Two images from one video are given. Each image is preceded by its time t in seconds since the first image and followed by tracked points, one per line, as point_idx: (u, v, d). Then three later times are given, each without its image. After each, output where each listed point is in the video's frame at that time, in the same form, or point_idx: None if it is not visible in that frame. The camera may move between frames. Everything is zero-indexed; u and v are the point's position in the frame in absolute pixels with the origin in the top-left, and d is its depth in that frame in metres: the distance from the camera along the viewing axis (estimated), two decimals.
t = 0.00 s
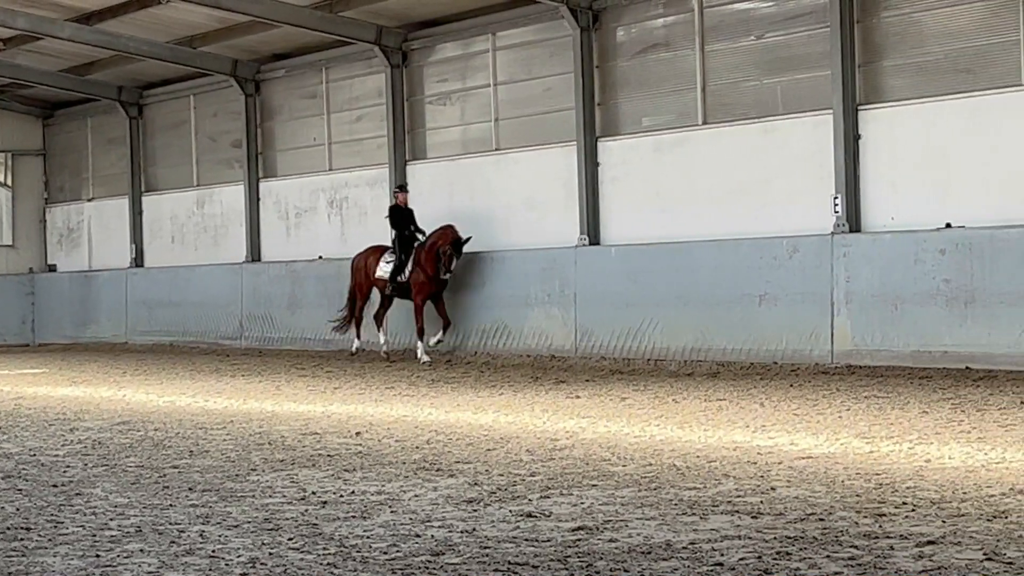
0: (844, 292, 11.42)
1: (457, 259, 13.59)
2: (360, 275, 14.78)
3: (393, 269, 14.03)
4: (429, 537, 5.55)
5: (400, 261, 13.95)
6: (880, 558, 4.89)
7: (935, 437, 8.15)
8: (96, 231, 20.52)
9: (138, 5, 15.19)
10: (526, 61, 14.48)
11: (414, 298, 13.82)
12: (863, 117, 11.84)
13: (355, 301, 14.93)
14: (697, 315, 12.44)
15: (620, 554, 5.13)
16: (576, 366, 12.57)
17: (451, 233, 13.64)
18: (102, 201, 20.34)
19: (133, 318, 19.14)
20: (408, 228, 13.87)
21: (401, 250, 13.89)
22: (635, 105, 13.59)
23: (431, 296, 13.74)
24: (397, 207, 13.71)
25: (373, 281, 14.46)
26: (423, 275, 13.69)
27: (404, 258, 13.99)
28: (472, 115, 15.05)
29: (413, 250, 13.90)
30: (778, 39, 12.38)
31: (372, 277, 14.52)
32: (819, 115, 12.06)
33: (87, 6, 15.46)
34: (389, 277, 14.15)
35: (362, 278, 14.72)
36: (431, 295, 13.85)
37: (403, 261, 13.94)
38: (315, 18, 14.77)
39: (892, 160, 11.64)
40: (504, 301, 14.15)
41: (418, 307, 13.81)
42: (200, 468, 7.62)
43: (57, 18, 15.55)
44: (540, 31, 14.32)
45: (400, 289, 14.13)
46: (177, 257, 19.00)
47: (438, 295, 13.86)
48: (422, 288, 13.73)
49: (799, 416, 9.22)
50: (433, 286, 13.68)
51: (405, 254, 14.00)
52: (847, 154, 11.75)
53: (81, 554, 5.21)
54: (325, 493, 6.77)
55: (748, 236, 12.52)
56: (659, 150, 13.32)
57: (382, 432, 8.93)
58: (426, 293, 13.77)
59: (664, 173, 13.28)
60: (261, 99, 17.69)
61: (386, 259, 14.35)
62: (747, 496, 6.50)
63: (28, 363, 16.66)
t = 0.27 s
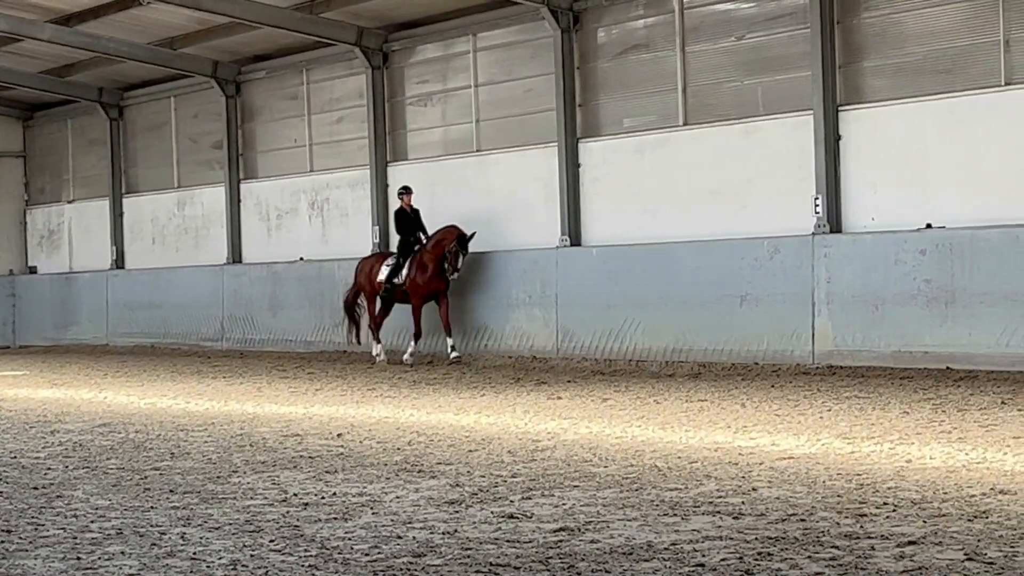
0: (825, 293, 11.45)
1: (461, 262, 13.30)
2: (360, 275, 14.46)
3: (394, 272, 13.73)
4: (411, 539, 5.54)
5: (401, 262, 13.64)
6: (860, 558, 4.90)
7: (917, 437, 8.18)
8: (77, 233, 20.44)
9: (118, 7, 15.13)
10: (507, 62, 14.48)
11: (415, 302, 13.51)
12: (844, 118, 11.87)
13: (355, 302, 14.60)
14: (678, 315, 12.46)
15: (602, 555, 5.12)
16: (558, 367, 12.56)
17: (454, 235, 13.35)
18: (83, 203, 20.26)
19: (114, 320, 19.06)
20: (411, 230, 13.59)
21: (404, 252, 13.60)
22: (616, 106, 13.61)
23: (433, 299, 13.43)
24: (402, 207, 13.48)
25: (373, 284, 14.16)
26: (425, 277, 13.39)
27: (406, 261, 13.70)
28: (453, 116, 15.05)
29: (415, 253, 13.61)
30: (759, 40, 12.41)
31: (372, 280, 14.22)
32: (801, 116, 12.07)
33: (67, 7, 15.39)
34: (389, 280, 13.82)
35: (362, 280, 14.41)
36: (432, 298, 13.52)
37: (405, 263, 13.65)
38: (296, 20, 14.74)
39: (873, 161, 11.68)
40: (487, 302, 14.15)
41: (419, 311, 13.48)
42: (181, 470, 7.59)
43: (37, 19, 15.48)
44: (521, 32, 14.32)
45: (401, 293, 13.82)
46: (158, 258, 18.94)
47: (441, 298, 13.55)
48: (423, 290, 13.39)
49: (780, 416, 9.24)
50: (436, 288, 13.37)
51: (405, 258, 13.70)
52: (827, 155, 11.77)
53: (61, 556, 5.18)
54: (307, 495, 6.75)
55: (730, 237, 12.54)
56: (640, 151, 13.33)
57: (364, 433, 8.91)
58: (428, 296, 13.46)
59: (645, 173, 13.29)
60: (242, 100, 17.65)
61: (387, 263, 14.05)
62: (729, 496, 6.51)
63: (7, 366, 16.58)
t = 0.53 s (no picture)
0: (806, 294, 11.49)
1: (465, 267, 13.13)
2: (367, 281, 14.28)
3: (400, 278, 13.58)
4: (392, 540, 5.54)
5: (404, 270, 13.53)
6: (841, 559, 4.92)
7: (898, 437, 8.22)
8: (58, 235, 20.36)
9: (99, 9, 15.08)
10: (488, 64, 14.49)
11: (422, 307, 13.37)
12: (825, 119, 11.91)
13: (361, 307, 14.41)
14: (659, 317, 12.48)
15: (584, 556, 5.13)
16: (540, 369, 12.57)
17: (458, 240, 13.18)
18: (64, 205, 20.18)
19: (95, 322, 19.00)
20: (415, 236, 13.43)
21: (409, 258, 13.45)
22: (597, 107, 13.63)
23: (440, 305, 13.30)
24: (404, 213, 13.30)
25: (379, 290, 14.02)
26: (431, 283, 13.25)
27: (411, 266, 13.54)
28: (434, 117, 15.05)
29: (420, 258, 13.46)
30: (739, 42, 12.45)
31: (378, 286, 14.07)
32: (782, 117, 12.11)
33: (48, 10, 15.33)
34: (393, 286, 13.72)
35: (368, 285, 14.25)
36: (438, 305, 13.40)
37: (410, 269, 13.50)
38: (277, 22, 14.72)
39: (853, 162, 11.72)
40: (470, 304, 14.17)
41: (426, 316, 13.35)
42: (162, 472, 7.57)
43: (18, 22, 15.41)
44: (502, 34, 14.34)
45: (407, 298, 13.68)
46: (139, 260, 18.88)
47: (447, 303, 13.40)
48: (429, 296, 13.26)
49: (762, 417, 9.27)
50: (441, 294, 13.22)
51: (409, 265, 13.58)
52: (808, 156, 11.82)
53: (42, 559, 5.16)
54: (289, 497, 6.74)
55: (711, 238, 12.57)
56: (622, 153, 13.35)
57: (346, 435, 8.90)
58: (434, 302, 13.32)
59: (627, 174, 13.32)
60: (223, 102, 17.63)
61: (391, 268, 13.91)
62: (710, 497, 6.52)
63: None
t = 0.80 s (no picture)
0: (788, 295, 11.51)
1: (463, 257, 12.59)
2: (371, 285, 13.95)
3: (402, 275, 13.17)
4: (375, 543, 5.53)
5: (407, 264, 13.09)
6: (824, 560, 4.93)
7: (880, 438, 8.25)
8: (39, 238, 20.27)
9: (80, 12, 15.02)
10: (470, 65, 14.49)
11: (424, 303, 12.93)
12: (806, 121, 11.94)
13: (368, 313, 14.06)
14: (641, 318, 12.50)
15: (567, 558, 5.13)
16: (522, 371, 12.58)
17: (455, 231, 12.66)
18: (45, 208, 20.10)
19: (77, 325, 18.93)
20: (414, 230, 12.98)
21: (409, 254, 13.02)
22: (579, 109, 13.64)
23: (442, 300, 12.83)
24: (402, 207, 12.85)
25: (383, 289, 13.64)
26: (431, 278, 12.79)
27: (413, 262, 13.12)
28: (416, 119, 15.05)
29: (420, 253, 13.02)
30: (721, 43, 12.48)
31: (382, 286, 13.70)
32: (764, 119, 12.13)
33: (28, 12, 15.26)
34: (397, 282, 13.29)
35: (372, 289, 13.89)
36: (442, 298, 12.92)
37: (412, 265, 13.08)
38: (258, 24, 14.70)
39: (835, 164, 11.76)
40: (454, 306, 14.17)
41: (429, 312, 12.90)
42: (144, 475, 7.54)
43: None
44: (484, 36, 14.34)
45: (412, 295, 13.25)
46: (121, 264, 18.81)
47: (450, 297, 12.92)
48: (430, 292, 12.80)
49: (744, 419, 9.29)
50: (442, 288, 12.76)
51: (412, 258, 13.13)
52: (790, 158, 11.85)
53: (23, 564, 5.14)
54: (271, 500, 6.72)
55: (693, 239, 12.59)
56: (604, 155, 13.36)
57: (328, 438, 8.88)
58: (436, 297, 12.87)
59: (609, 176, 13.33)
60: (205, 105, 17.59)
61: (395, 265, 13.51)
62: (693, 499, 6.53)
63: None
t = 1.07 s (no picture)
0: (770, 298, 11.55)
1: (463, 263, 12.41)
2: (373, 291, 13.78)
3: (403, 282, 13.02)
4: (357, 546, 5.53)
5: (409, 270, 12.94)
6: (804, 562, 4.95)
7: (860, 440, 8.28)
8: (19, 243, 20.20)
9: (60, 15, 14.97)
10: (451, 69, 14.50)
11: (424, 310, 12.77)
12: (787, 124, 11.99)
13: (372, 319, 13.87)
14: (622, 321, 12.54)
15: (548, 561, 5.14)
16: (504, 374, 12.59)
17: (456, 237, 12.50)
18: (26, 212, 20.02)
19: (57, 329, 18.87)
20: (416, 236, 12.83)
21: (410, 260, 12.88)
22: (560, 112, 13.66)
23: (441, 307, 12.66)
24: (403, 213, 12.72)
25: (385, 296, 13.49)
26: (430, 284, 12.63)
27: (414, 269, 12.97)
28: (397, 123, 15.05)
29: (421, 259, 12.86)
30: (702, 46, 12.53)
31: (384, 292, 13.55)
32: (745, 122, 12.17)
33: (8, 16, 15.20)
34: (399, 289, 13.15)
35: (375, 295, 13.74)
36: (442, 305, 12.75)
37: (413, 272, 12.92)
38: (239, 28, 14.68)
39: (816, 167, 11.81)
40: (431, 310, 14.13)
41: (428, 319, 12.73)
42: (126, 479, 7.52)
43: None
44: (465, 39, 14.35)
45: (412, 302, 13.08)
46: (102, 268, 18.75)
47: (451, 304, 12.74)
48: (429, 298, 12.64)
49: (725, 421, 9.31)
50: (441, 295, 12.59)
51: (414, 265, 12.99)
52: (771, 160, 11.89)
53: (3, 568, 5.12)
54: (252, 504, 6.71)
55: (675, 242, 12.62)
56: (585, 158, 13.38)
57: (310, 441, 8.88)
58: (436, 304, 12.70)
59: (591, 179, 13.35)
60: (186, 108, 17.56)
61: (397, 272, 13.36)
62: (674, 501, 6.54)
63: None
